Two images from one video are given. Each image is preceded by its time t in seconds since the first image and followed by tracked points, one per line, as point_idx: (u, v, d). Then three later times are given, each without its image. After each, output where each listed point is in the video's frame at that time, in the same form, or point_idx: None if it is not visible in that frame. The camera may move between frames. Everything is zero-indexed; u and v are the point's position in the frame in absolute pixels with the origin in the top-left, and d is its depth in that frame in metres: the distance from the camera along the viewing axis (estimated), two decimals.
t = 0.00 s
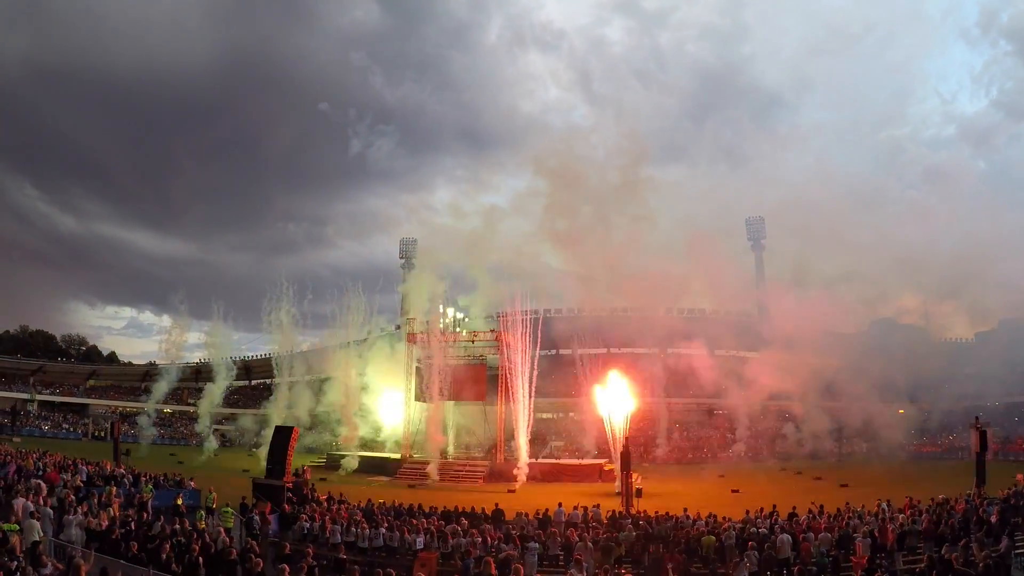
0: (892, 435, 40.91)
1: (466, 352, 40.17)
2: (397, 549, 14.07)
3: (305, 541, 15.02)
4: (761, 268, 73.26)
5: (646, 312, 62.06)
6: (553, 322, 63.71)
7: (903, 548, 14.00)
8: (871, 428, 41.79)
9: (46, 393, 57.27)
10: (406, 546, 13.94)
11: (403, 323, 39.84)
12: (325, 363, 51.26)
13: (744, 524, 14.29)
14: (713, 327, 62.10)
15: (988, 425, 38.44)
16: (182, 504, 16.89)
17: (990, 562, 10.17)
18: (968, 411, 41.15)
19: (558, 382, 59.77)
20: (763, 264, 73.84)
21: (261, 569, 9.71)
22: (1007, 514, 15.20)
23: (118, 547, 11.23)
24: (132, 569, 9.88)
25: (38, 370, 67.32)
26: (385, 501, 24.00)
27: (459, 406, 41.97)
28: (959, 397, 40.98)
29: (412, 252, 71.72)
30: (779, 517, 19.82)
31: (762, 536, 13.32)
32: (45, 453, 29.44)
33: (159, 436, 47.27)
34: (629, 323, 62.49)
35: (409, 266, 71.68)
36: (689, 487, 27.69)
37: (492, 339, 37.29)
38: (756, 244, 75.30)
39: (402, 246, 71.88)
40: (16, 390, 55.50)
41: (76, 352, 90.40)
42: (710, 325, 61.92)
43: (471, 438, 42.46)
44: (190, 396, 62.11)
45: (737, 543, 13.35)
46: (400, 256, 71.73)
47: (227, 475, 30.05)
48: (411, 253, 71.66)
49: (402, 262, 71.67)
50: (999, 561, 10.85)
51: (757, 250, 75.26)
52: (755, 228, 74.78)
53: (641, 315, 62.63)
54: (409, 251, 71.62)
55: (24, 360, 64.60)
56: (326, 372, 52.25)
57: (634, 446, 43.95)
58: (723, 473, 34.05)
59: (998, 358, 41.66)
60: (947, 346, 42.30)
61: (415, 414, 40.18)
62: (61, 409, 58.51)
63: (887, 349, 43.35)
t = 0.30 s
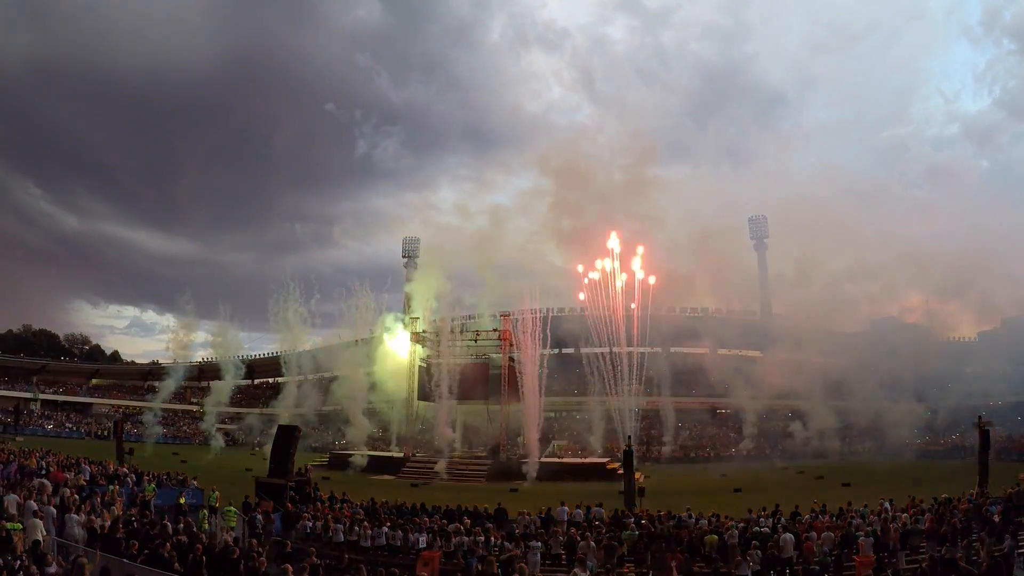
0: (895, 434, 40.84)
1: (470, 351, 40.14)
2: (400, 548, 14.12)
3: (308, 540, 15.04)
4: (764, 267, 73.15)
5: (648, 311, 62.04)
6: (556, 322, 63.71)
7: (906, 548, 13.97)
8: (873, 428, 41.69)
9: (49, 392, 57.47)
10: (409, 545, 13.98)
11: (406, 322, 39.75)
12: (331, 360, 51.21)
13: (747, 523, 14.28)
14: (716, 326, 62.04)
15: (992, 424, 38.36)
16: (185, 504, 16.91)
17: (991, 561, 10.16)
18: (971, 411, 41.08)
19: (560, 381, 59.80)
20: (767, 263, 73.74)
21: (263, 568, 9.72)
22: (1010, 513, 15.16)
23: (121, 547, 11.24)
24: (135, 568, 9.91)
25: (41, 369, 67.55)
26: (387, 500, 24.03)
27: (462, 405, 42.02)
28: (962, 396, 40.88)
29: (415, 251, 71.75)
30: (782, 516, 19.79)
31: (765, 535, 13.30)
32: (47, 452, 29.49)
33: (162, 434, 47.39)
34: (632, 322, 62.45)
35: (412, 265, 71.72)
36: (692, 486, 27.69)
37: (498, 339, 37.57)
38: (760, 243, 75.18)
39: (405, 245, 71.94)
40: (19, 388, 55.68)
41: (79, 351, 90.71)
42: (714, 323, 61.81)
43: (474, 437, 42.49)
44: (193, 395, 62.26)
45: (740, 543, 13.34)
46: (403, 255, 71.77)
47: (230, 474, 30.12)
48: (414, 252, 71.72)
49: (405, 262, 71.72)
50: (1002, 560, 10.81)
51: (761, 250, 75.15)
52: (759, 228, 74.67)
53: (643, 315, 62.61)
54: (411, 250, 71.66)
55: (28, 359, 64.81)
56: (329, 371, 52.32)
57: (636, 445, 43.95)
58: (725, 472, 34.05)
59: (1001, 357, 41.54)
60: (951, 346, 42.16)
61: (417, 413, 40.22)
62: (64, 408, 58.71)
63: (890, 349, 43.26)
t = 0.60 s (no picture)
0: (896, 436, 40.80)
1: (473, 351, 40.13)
2: (400, 548, 14.14)
3: (309, 541, 15.06)
4: (766, 268, 73.08)
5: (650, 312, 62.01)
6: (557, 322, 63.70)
7: (907, 549, 13.95)
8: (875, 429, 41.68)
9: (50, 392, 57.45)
10: (410, 545, 13.99)
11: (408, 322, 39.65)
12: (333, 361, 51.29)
13: (748, 524, 14.27)
14: (717, 327, 62.00)
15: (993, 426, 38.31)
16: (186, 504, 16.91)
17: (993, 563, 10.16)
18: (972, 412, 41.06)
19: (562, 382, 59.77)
20: (768, 264, 73.72)
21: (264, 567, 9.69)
22: (1011, 515, 15.14)
23: (122, 547, 11.23)
24: (136, 568, 9.89)
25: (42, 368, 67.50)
26: (388, 500, 24.03)
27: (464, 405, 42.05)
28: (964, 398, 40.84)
29: (416, 251, 71.76)
30: (782, 517, 19.76)
31: (767, 536, 13.29)
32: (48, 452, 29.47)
33: (163, 434, 47.38)
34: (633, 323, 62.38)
35: (413, 266, 71.74)
36: (693, 486, 27.67)
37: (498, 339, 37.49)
38: (761, 244, 75.13)
39: (406, 246, 71.94)
40: (20, 388, 55.65)
41: (80, 351, 90.70)
42: (715, 325, 61.81)
43: (475, 438, 42.51)
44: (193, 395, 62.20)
45: (741, 544, 13.33)
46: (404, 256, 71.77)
47: (231, 474, 30.13)
48: (415, 253, 71.71)
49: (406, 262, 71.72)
50: (1004, 562, 10.79)
51: (762, 251, 75.09)
52: (760, 229, 74.61)
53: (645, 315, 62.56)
54: (413, 251, 71.65)
55: (28, 359, 64.77)
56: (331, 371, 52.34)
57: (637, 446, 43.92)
58: (726, 473, 34.03)
59: (1002, 359, 41.53)
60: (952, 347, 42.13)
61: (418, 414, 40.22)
62: (65, 408, 58.70)
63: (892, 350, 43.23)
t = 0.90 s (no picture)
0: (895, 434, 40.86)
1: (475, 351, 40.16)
2: (400, 546, 14.13)
3: (309, 539, 15.07)
4: (766, 267, 73.06)
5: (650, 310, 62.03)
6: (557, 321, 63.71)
7: (907, 547, 13.93)
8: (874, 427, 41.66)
9: (50, 390, 57.50)
10: (410, 544, 14.01)
11: (408, 321, 39.67)
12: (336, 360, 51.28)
13: (748, 522, 14.26)
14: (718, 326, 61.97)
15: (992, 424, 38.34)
16: (186, 502, 16.92)
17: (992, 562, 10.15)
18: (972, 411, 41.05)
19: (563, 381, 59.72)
20: (769, 262, 73.71)
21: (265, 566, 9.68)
22: (1011, 513, 15.14)
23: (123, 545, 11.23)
24: (136, 567, 9.88)
25: (42, 368, 67.51)
26: (388, 499, 23.99)
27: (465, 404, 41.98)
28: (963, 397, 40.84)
29: (416, 250, 71.75)
30: (782, 515, 19.74)
31: (767, 535, 13.27)
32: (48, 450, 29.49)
33: (163, 433, 47.37)
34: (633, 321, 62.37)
35: (413, 264, 71.72)
36: (694, 485, 27.52)
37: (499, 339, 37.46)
38: (762, 243, 75.12)
39: (407, 245, 71.97)
40: (20, 387, 55.70)
41: (80, 350, 90.74)
42: (716, 323, 61.75)
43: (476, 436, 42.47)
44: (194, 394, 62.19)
45: (741, 542, 13.30)
46: (405, 255, 71.78)
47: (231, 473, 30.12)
48: (416, 251, 71.71)
49: (407, 261, 71.77)
50: (1004, 560, 10.78)
51: (762, 250, 75.09)
52: (760, 227, 74.58)
53: (645, 314, 62.55)
54: (413, 250, 71.66)
55: (28, 358, 64.75)
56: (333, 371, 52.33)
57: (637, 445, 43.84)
58: (727, 471, 33.99)
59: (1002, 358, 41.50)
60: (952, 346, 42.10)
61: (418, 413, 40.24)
62: (65, 407, 58.74)
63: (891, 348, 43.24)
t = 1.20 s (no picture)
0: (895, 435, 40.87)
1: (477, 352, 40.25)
2: (401, 548, 14.13)
3: (309, 540, 15.10)
4: (766, 268, 73.04)
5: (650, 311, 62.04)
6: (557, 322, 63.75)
7: (907, 549, 13.94)
8: (874, 428, 41.67)
9: (50, 392, 57.54)
10: (410, 545, 14.02)
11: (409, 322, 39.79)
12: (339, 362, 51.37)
13: (749, 523, 14.26)
14: (718, 327, 61.96)
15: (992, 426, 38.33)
16: (186, 503, 16.93)
17: (990, 563, 10.20)
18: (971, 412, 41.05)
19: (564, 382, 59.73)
20: (769, 263, 73.71)
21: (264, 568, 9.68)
22: (1011, 515, 15.13)
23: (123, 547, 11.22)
24: (136, 568, 9.88)
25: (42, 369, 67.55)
26: (388, 500, 24.01)
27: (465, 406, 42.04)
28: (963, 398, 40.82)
29: (416, 251, 71.77)
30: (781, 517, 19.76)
31: (767, 536, 13.27)
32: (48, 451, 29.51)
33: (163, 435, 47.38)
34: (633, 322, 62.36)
35: (413, 265, 71.74)
36: (694, 486, 27.50)
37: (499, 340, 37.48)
38: (762, 245, 75.10)
39: (406, 246, 71.97)
40: (20, 389, 55.76)
41: (80, 351, 90.72)
42: (716, 325, 61.74)
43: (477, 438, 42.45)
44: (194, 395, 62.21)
45: (741, 543, 13.31)
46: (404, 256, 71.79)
47: (231, 475, 30.12)
48: (416, 252, 71.71)
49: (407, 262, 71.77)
50: (1002, 562, 10.79)
51: (762, 251, 75.07)
52: (760, 229, 74.55)
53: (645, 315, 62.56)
54: (413, 251, 71.65)
55: (28, 359, 64.82)
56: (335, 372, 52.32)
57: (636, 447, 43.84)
58: (727, 473, 34.01)
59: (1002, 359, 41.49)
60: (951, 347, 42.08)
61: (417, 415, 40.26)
62: (65, 408, 58.78)
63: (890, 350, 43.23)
